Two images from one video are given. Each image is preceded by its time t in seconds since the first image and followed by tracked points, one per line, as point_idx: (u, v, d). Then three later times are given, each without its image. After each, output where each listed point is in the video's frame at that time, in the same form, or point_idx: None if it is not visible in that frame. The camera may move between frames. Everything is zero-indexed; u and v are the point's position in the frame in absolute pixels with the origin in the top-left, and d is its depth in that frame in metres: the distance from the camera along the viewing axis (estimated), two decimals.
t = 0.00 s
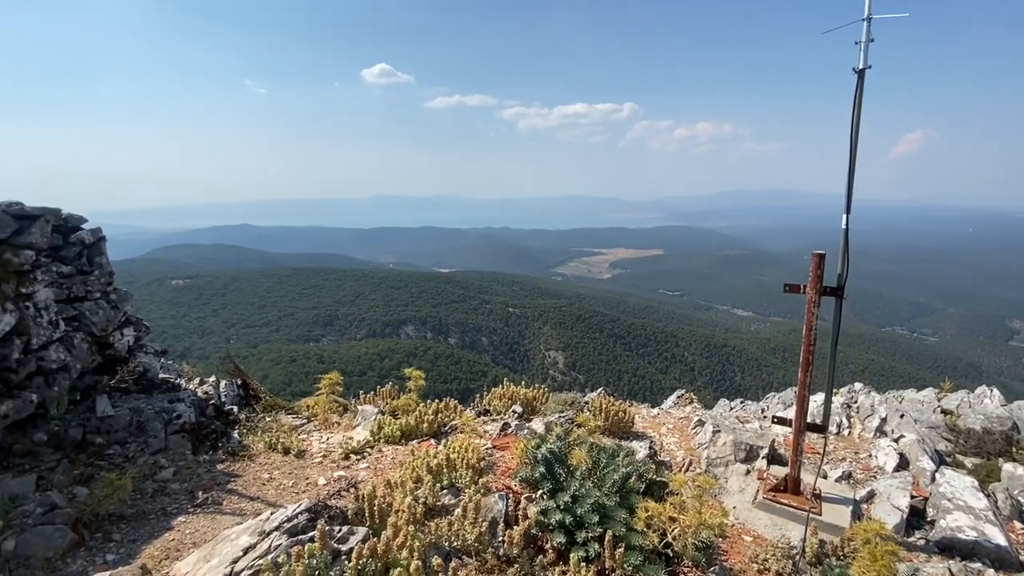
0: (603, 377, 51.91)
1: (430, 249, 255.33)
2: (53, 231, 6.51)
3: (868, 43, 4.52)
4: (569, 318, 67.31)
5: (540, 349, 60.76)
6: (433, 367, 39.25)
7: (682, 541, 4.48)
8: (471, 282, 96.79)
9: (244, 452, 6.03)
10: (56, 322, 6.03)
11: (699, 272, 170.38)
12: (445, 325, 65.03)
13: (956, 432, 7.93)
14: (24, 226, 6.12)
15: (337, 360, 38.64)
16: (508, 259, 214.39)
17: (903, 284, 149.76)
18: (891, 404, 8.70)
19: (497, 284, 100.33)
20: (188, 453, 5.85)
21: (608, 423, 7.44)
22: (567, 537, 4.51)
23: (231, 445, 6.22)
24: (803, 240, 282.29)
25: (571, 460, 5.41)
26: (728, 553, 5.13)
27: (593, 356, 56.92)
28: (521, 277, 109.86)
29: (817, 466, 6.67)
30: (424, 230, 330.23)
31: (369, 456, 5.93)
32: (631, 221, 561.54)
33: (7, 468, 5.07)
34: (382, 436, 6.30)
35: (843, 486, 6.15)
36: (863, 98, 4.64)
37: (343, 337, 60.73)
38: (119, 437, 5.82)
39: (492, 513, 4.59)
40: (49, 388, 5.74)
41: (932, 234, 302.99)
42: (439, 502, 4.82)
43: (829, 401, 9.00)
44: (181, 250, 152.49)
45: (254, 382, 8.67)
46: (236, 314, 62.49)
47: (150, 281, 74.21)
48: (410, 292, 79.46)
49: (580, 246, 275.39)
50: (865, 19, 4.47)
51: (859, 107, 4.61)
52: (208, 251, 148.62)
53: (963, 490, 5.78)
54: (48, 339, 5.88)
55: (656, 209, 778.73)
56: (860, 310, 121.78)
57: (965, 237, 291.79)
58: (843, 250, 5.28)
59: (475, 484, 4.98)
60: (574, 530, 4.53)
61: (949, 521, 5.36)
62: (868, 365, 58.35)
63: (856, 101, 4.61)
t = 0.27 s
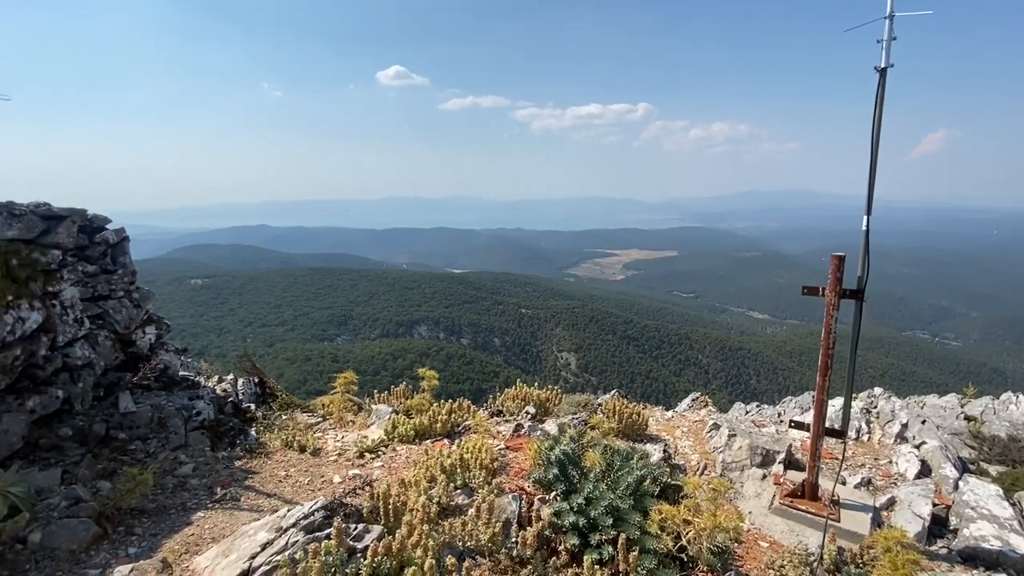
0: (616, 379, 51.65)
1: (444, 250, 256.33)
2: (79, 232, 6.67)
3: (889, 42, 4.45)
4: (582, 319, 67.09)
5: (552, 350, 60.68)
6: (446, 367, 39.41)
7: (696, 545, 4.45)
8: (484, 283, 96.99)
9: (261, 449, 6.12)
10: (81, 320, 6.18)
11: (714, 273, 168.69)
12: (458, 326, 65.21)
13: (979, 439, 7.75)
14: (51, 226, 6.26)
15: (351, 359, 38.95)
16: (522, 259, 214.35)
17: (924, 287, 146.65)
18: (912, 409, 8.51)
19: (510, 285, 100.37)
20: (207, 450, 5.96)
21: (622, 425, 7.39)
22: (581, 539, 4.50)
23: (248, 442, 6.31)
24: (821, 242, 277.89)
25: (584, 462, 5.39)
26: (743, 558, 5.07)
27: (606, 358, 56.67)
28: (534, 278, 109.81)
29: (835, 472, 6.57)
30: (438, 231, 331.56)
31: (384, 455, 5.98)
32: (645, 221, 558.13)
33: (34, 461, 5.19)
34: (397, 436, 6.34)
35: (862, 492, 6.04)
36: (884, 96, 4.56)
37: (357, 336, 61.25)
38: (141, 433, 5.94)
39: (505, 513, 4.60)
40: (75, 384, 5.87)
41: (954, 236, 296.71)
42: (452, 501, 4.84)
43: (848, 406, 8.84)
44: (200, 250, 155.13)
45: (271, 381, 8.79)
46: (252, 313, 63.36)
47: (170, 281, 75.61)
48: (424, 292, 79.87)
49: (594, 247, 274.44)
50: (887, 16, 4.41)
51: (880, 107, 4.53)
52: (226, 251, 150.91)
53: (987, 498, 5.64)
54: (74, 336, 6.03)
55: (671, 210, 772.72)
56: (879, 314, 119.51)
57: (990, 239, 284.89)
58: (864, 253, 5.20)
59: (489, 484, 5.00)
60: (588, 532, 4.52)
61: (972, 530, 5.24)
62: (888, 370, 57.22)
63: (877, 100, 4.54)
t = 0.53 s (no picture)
0: (629, 381, 51.39)
1: (457, 251, 257.34)
2: (103, 233, 6.82)
3: (912, 39, 4.37)
4: (595, 321, 66.88)
5: (564, 351, 60.59)
6: (459, 367, 39.56)
7: (711, 550, 4.41)
8: (497, 283, 97.17)
9: (279, 447, 6.21)
10: (105, 319, 6.31)
11: (729, 275, 166.97)
12: (471, 326, 65.39)
13: (1004, 447, 7.55)
14: (78, 228, 6.41)
15: (365, 359, 39.24)
16: (535, 261, 214.26)
17: (946, 290, 143.55)
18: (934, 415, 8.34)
19: (523, 286, 100.40)
20: (226, 448, 6.05)
21: (636, 428, 7.36)
22: (595, 543, 4.48)
23: (266, 441, 6.40)
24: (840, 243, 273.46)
25: (599, 464, 5.38)
26: (758, 564, 5.01)
27: (619, 360, 56.42)
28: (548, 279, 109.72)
29: (854, 478, 6.46)
30: (451, 232, 332.72)
31: (398, 455, 6.02)
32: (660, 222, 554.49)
33: (60, 456, 5.31)
34: (411, 436, 6.38)
35: (882, 500, 5.94)
36: (906, 96, 4.47)
37: (371, 336, 61.71)
38: (162, 430, 6.05)
39: (519, 515, 4.61)
40: (98, 381, 6.01)
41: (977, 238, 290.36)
42: (466, 502, 4.86)
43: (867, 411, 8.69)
44: (218, 250, 157.70)
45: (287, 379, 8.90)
46: (269, 313, 64.19)
47: (189, 280, 76.90)
48: (437, 293, 80.25)
49: (608, 248, 273.28)
50: (909, 15, 4.32)
51: (902, 106, 4.45)
52: (244, 251, 153.04)
53: (1011, 507, 5.51)
54: (98, 335, 6.18)
55: (686, 211, 766.53)
56: (899, 317, 117.24)
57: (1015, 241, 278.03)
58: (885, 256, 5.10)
59: (503, 486, 5.01)
60: (601, 535, 4.51)
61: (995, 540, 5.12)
62: (907, 375, 56.11)
63: (899, 99, 4.45)
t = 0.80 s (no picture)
0: (642, 384, 51.01)
1: (471, 252, 257.96)
2: (125, 233, 6.96)
3: (936, 37, 4.27)
4: (608, 322, 66.54)
5: (577, 353, 60.40)
6: (472, 368, 39.63)
7: (726, 556, 4.35)
8: (510, 284, 97.14)
9: (294, 446, 6.27)
10: (126, 318, 6.43)
11: (745, 277, 165.02)
12: (484, 327, 65.47)
13: None
14: (100, 228, 6.54)
15: (378, 359, 39.47)
16: (549, 262, 213.90)
17: (970, 293, 140.22)
18: (957, 421, 8.14)
19: (536, 288, 100.26)
20: (242, 446, 6.13)
21: (649, 432, 7.29)
22: (607, 547, 4.44)
23: (281, 439, 6.47)
24: (859, 245, 268.63)
25: (611, 468, 5.34)
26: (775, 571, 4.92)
27: (632, 362, 56.04)
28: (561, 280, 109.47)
29: (874, 485, 6.33)
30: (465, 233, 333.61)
31: (411, 455, 6.04)
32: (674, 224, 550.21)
33: (82, 452, 5.41)
34: (423, 436, 6.40)
35: (903, 508, 5.80)
36: (930, 94, 4.36)
37: (385, 336, 62.09)
38: (180, 427, 6.14)
39: (531, 518, 4.59)
40: (119, 378, 6.12)
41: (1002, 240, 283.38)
42: (478, 504, 4.86)
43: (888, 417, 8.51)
44: (237, 250, 160.14)
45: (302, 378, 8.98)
46: (285, 312, 64.93)
47: (208, 280, 78.09)
48: (451, 294, 80.52)
49: (622, 249, 271.82)
50: (932, 12, 4.22)
51: (924, 106, 4.35)
52: (261, 252, 155.04)
53: None
54: (119, 333, 6.31)
55: (701, 213, 759.80)
56: (920, 320, 114.79)
57: None
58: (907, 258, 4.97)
59: (514, 489, 4.99)
60: (614, 539, 4.48)
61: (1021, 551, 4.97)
62: (928, 380, 54.88)
63: (922, 98, 4.35)
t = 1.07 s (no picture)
0: (656, 387, 50.57)
1: (485, 253, 258.39)
2: (145, 235, 7.06)
3: (962, 35, 4.15)
4: (622, 324, 66.12)
5: (591, 355, 60.13)
6: (485, 369, 39.68)
7: (743, 567, 4.25)
8: (524, 286, 97.06)
9: (307, 446, 6.30)
10: (145, 318, 6.54)
11: (762, 280, 162.89)
12: (497, 328, 65.48)
13: None
14: (121, 230, 6.65)
15: (392, 359, 39.67)
16: (563, 263, 213.41)
17: (995, 297, 136.69)
18: (982, 429, 7.91)
19: (550, 289, 100.05)
20: (257, 446, 6.19)
21: (663, 437, 7.19)
22: (620, 555, 4.38)
23: (295, 440, 6.51)
24: (879, 248, 263.58)
25: (626, 474, 5.27)
26: None
27: (646, 365, 55.59)
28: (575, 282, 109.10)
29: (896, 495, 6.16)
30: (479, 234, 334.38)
31: (423, 457, 6.04)
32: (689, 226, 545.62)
33: (100, 451, 5.48)
34: (435, 438, 6.39)
35: (927, 519, 5.64)
36: (955, 94, 4.24)
37: (399, 336, 62.43)
38: (197, 427, 6.21)
39: (543, 523, 4.54)
40: (138, 378, 6.21)
41: None
42: (490, 508, 4.82)
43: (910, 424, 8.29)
44: (255, 251, 162.47)
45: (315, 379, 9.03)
46: (301, 312, 65.64)
47: (226, 280, 79.25)
48: (464, 295, 80.73)
49: (636, 251, 270.21)
50: (959, 10, 4.10)
51: (951, 104, 4.22)
52: (278, 253, 157.08)
53: None
54: (138, 334, 6.41)
55: (717, 214, 752.33)
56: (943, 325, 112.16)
57: None
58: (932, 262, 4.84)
59: (527, 492, 4.95)
60: (627, 547, 4.41)
61: None
62: (951, 386, 53.56)
63: (947, 98, 4.23)
